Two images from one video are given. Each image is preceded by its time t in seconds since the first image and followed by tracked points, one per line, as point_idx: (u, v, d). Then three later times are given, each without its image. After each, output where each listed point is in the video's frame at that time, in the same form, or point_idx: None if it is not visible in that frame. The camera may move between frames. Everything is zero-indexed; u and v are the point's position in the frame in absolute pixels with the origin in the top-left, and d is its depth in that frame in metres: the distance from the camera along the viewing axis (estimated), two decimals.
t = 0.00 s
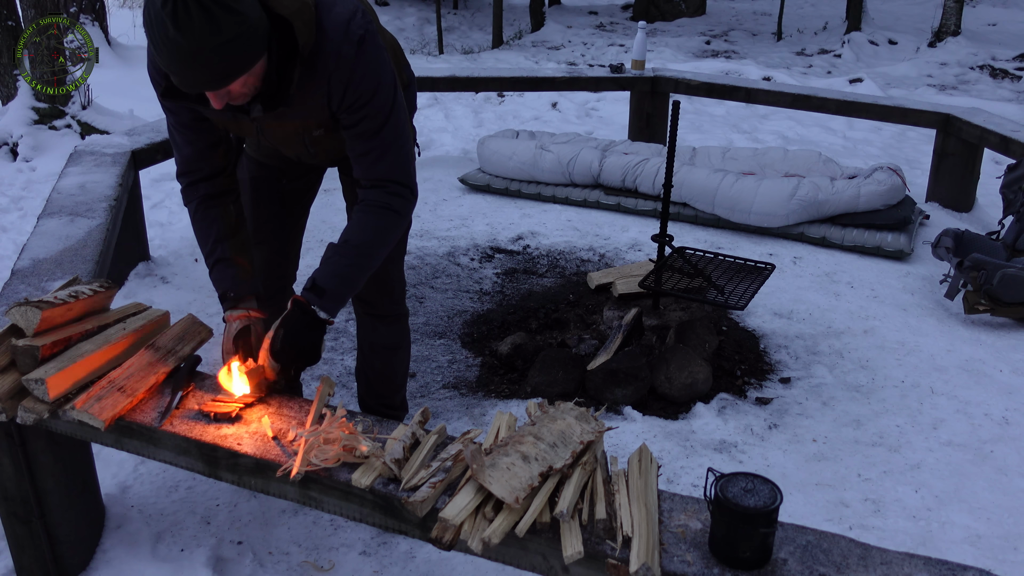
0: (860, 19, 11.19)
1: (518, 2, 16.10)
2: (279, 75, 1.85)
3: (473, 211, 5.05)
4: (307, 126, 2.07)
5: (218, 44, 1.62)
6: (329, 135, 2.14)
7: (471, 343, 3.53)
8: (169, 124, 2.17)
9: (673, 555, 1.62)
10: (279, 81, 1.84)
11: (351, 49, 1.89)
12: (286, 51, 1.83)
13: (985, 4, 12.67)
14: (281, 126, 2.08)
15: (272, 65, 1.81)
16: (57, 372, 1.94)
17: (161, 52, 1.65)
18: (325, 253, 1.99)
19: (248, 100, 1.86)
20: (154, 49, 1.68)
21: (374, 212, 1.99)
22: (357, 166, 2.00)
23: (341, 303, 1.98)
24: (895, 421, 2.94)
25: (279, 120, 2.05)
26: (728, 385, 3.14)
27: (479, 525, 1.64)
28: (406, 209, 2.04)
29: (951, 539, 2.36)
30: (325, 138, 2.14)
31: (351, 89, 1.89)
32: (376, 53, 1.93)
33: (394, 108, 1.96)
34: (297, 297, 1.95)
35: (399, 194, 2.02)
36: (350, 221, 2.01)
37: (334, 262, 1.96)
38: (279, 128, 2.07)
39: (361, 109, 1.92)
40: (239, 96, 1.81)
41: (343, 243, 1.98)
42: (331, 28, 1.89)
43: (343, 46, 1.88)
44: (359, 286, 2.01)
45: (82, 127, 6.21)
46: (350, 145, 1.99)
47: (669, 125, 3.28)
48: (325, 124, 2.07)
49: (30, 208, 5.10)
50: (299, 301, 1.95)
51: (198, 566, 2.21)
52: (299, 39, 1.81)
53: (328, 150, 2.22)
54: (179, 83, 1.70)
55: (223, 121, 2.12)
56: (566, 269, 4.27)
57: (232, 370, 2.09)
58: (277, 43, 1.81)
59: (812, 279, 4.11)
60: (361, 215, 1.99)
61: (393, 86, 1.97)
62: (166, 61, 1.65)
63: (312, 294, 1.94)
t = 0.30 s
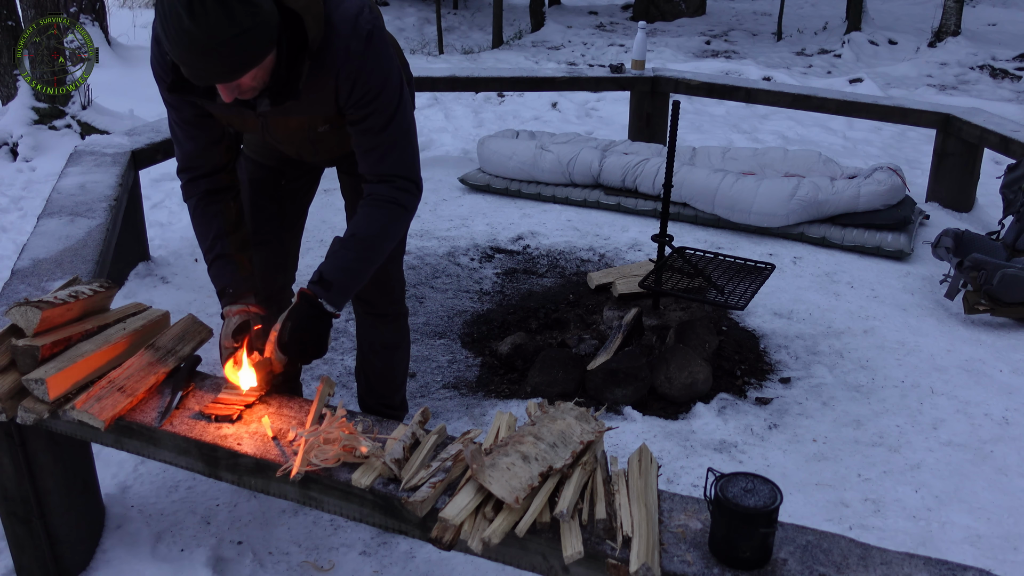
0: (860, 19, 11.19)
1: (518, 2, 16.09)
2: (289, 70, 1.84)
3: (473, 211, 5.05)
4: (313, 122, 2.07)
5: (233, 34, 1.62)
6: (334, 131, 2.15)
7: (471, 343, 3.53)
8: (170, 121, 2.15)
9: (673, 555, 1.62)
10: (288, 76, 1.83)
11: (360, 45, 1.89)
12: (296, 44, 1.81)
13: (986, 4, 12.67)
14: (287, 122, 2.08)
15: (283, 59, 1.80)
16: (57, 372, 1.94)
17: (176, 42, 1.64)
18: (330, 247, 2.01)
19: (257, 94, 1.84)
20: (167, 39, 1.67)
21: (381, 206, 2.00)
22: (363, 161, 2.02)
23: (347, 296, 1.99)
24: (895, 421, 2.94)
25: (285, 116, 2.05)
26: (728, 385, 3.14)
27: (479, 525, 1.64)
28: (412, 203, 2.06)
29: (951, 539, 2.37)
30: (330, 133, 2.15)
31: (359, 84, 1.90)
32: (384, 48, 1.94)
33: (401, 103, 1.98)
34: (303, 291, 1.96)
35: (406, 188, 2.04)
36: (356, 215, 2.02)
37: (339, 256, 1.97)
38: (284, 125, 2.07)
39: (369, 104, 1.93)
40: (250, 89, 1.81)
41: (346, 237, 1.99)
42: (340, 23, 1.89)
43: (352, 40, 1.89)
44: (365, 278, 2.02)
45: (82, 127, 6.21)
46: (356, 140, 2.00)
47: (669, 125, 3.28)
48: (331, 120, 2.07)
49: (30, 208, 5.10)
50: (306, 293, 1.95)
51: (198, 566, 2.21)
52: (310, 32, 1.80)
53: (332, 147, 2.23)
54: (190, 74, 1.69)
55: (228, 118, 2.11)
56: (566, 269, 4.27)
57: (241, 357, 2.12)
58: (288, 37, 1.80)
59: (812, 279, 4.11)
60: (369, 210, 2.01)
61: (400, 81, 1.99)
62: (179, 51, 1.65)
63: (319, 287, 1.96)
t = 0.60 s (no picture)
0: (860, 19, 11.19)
1: (518, 2, 16.08)
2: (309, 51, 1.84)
3: (473, 211, 5.05)
4: (321, 106, 2.10)
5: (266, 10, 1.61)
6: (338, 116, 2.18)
7: (471, 343, 3.53)
8: (169, 110, 2.11)
9: (673, 555, 1.62)
10: (308, 57, 1.84)
11: (372, 23, 1.95)
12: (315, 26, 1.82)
13: (986, 4, 12.67)
14: (294, 107, 2.09)
15: (304, 40, 1.80)
16: (57, 373, 1.94)
17: (205, 14, 1.60)
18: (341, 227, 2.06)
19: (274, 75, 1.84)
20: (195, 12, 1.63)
21: (392, 185, 2.06)
22: (372, 141, 2.08)
23: (362, 271, 2.04)
24: (895, 421, 2.94)
25: (293, 101, 2.06)
26: (728, 385, 3.14)
27: (479, 525, 1.64)
28: (418, 181, 2.12)
29: (951, 539, 2.37)
30: (335, 119, 2.18)
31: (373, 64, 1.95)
32: (393, 30, 2.00)
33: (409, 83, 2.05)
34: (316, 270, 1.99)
35: (414, 167, 2.11)
36: (366, 194, 2.06)
37: (352, 233, 2.02)
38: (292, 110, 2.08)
39: (381, 84, 1.99)
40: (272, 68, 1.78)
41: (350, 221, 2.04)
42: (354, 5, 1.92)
43: (365, 22, 1.93)
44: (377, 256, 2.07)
45: (82, 127, 6.21)
46: (367, 120, 2.05)
47: (669, 125, 3.28)
48: (338, 104, 2.11)
49: (30, 208, 5.10)
50: (322, 272, 1.98)
51: (198, 566, 2.21)
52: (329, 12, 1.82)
53: (333, 133, 2.26)
54: (217, 48, 1.64)
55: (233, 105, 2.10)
56: (566, 269, 4.27)
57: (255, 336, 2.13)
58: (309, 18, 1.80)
59: (812, 279, 4.11)
60: (378, 188, 2.06)
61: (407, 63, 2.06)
62: (208, 24, 1.60)
63: (335, 264, 1.99)
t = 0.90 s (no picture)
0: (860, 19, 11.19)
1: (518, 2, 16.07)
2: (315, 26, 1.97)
3: (473, 211, 5.05)
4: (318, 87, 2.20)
5: None
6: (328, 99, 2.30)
7: (471, 343, 3.53)
8: (158, 100, 2.10)
9: (673, 555, 1.62)
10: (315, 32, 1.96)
11: (366, 5, 2.11)
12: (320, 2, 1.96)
13: (986, 4, 12.67)
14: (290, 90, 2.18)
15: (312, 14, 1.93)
16: (57, 372, 1.94)
17: None
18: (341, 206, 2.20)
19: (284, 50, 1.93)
20: None
21: (387, 159, 2.23)
22: (366, 119, 2.23)
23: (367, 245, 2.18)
24: (895, 421, 2.94)
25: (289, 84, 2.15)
26: (728, 385, 3.14)
27: (479, 525, 1.64)
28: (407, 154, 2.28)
29: (952, 539, 2.37)
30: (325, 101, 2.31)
31: (370, 42, 2.11)
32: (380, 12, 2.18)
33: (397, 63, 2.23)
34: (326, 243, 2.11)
35: (404, 143, 2.28)
36: (365, 170, 2.21)
37: (357, 207, 2.17)
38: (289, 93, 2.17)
39: (376, 63, 2.15)
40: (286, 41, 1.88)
41: (352, 196, 2.19)
42: None
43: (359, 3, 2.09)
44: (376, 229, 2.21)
45: (82, 127, 6.21)
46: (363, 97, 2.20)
47: (669, 125, 3.28)
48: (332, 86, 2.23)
49: (30, 208, 5.10)
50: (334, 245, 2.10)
51: (198, 566, 2.21)
52: None
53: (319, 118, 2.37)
54: (241, 16, 1.71)
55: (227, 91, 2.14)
56: (566, 269, 4.27)
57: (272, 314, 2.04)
58: None
59: (812, 279, 4.11)
60: (374, 162, 2.22)
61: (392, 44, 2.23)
62: None
63: (345, 237, 2.12)
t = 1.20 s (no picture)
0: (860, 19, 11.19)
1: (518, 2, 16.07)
2: None
3: (473, 211, 5.05)
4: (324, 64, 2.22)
5: None
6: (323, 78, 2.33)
7: (471, 343, 3.53)
8: (163, 81, 1.97)
9: (673, 555, 1.62)
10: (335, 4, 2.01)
11: None
12: None
13: (986, 4, 12.67)
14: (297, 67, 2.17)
15: None
16: (57, 373, 1.94)
17: None
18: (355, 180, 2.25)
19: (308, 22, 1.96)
20: None
21: (391, 129, 2.29)
22: (368, 94, 2.30)
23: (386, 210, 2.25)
24: (895, 421, 2.94)
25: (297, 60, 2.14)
26: (728, 385, 3.14)
27: (479, 525, 1.64)
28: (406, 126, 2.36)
29: (951, 539, 2.37)
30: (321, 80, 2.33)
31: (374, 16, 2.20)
32: None
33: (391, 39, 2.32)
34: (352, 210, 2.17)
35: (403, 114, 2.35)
36: (372, 141, 2.27)
37: (374, 176, 2.23)
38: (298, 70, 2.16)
39: (376, 38, 2.24)
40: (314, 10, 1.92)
41: (363, 166, 2.25)
42: None
43: None
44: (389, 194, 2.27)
45: (82, 127, 6.21)
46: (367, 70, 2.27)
47: (669, 124, 3.27)
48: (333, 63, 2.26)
49: (30, 208, 5.11)
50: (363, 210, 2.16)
51: (198, 566, 2.21)
52: None
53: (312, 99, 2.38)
54: None
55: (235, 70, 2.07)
56: (566, 269, 4.27)
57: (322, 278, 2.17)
58: None
59: (812, 279, 4.11)
60: (381, 134, 2.28)
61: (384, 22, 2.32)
62: None
63: (371, 203, 2.18)
